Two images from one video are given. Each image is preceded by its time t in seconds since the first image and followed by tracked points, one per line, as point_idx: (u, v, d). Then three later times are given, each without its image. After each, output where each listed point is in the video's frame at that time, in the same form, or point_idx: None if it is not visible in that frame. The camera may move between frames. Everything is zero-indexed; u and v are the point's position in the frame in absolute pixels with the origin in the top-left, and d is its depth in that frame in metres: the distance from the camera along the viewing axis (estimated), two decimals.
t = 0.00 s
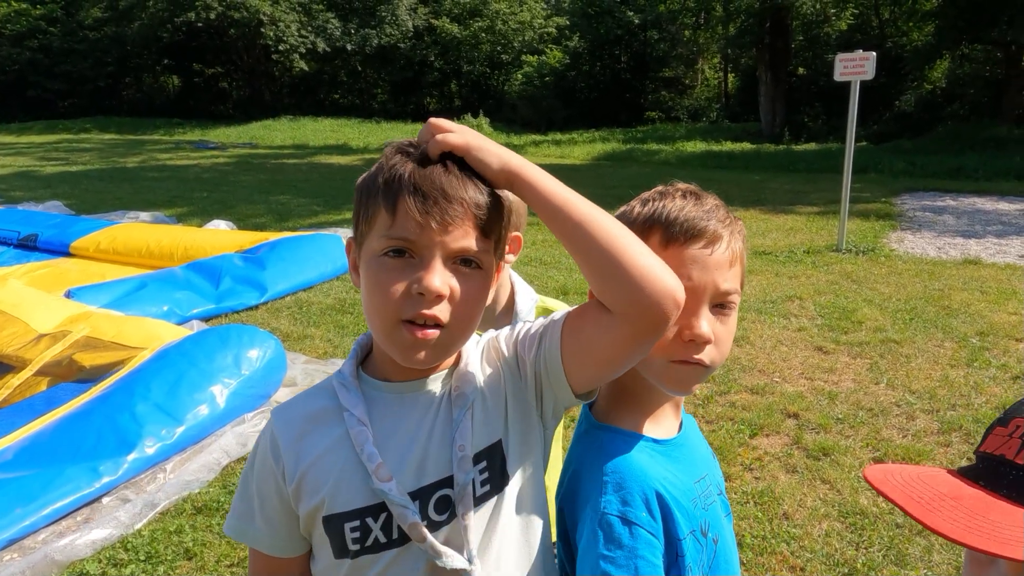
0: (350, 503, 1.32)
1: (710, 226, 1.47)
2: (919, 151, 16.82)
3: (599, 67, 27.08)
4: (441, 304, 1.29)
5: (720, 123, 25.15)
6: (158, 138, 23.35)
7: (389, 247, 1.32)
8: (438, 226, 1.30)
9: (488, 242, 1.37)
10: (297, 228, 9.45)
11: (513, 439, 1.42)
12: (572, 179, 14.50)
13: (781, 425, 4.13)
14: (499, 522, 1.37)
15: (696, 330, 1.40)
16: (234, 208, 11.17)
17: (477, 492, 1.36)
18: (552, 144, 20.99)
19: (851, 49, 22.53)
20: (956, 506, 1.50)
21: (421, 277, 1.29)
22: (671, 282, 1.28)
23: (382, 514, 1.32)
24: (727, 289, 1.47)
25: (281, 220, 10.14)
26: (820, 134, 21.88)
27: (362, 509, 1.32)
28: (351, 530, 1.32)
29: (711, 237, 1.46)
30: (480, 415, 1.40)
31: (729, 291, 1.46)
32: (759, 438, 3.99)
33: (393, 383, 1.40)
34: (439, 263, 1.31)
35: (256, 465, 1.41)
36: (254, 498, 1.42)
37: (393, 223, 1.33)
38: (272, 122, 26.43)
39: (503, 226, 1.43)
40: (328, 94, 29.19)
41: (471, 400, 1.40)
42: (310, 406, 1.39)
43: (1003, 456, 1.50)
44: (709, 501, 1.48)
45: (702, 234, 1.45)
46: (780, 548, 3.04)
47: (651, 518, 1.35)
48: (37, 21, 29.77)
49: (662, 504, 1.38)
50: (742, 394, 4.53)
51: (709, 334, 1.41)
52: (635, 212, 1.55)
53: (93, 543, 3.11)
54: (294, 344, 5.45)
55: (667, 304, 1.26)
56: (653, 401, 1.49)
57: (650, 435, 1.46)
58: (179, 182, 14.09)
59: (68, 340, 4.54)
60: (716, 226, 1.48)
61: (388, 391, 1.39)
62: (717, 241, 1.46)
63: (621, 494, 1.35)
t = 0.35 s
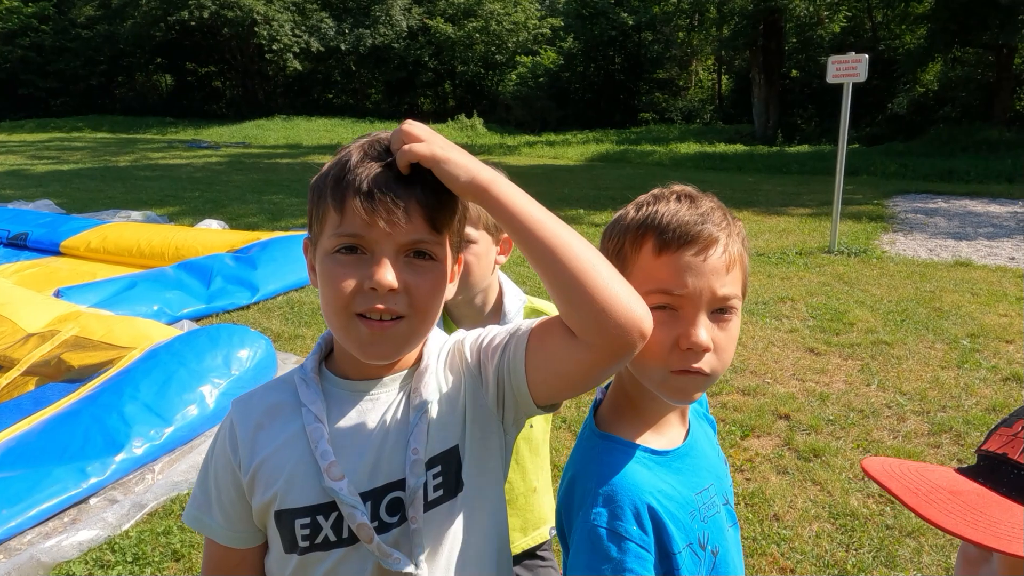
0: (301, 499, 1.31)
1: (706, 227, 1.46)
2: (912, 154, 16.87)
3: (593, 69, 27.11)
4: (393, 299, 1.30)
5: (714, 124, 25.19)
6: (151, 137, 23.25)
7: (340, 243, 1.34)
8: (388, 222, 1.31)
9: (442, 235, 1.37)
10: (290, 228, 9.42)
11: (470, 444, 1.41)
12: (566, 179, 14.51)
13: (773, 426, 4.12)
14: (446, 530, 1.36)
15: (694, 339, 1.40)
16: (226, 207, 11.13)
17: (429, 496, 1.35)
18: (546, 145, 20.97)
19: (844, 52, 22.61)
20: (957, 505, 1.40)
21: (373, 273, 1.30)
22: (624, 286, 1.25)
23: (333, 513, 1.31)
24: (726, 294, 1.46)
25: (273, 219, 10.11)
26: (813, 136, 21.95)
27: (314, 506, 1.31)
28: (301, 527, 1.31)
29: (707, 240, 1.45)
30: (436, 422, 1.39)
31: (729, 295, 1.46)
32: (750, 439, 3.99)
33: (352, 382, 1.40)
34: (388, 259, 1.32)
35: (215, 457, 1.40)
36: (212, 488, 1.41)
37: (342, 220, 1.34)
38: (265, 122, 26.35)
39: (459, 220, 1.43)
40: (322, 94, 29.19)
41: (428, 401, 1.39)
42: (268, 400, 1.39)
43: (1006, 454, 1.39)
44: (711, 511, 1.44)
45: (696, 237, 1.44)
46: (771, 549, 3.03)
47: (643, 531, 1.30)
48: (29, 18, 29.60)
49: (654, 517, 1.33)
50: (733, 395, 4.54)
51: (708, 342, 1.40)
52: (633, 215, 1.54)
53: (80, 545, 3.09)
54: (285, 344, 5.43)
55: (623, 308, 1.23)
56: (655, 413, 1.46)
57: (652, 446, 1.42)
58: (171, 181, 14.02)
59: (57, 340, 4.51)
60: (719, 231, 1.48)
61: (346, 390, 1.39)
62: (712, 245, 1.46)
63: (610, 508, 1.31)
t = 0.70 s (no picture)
0: (274, 484, 1.34)
1: (679, 230, 1.45)
2: (903, 156, 16.98)
3: (587, 70, 27.14)
4: (363, 305, 1.33)
5: (707, 126, 25.28)
6: (143, 136, 23.19)
7: (313, 249, 1.36)
8: (362, 231, 1.34)
9: (413, 243, 1.39)
10: (280, 228, 9.43)
11: (438, 436, 1.43)
12: (559, 181, 14.54)
13: (756, 427, 4.16)
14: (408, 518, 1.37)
15: (664, 342, 1.39)
16: (217, 207, 11.12)
17: (395, 483, 1.38)
18: (538, 146, 21.03)
19: (836, 54, 22.71)
20: (886, 488, 1.38)
21: (344, 281, 1.33)
22: (590, 302, 1.25)
23: (301, 497, 1.34)
24: (697, 295, 1.44)
25: (264, 219, 10.11)
26: (804, 138, 22.05)
27: (285, 491, 1.34)
28: (271, 511, 1.35)
29: (679, 243, 1.44)
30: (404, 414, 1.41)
31: (700, 296, 1.44)
32: (733, 439, 4.02)
33: (325, 373, 1.42)
34: (359, 268, 1.34)
35: (193, 445, 1.43)
36: (192, 475, 1.43)
37: (317, 227, 1.36)
38: (258, 121, 26.34)
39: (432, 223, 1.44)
40: (315, 94, 29.19)
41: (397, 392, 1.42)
42: (244, 393, 1.42)
43: (937, 444, 1.38)
44: (680, 523, 1.44)
45: (669, 240, 1.44)
46: (750, 548, 3.07)
47: (604, 539, 1.31)
48: (20, 16, 29.45)
49: (618, 524, 1.32)
50: (718, 396, 4.57)
51: (679, 346, 1.40)
52: (609, 217, 1.54)
53: (63, 544, 3.10)
54: (274, 344, 5.45)
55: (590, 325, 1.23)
56: (629, 417, 1.47)
57: (625, 453, 1.43)
58: (162, 181, 13.99)
59: (44, 339, 4.51)
60: (692, 234, 1.47)
61: (318, 379, 1.42)
62: (684, 246, 1.44)
63: (574, 513, 1.32)
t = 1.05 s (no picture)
0: (292, 450, 1.38)
1: (670, 203, 1.47)
2: (895, 158, 17.05)
3: (582, 72, 27.17)
4: (373, 279, 1.37)
5: (701, 128, 25.36)
6: (137, 137, 23.17)
7: (326, 225, 1.40)
8: (370, 206, 1.37)
9: (422, 219, 1.42)
10: (275, 227, 9.45)
11: (447, 406, 1.46)
12: (553, 181, 14.57)
13: (748, 420, 4.20)
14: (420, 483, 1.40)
15: (651, 309, 1.41)
16: (211, 206, 11.12)
17: (408, 450, 1.40)
18: (533, 148, 21.07)
19: (829, 56, 22.79)
20: (855, 433, 1.29)
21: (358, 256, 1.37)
22: (584, 278, 1.27)
23: (318, 463, 1.38)
24: (687, 265, 1.46)
25: (258, 218, 10.13)
26: (798, 140, 22.13)
27: (302, 457, 1.37)
28: (289, 476, 1.38)
29: (670, 214, 1.46)
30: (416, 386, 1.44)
31: (689, 267, 1.46)
32: (725, 432, 4.06)
33: (340, 345, 1.46)
34: (370, 244, 1.38)
35: (215, 416, 1.47)
36: (213, 447, 1.47)
37: (328, 203, 1.39)
38: (252, 122, 26.31)
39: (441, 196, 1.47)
40: (309, 96, 29.17)
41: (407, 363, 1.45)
42: (264, 363, 1.46)
43: (905, 394, 1.30)
44: (653, 495, 1.46)
45: (661, 211, 1.46)
46: (741, 537, 3.10)
47: (592, 500, 1.32)
48: (14, 17, 29.40)
49: (606, 488, 1.35)
50: (710, 391, 4.61)
51: (664, 312, 1.41)
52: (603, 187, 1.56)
53: (58, 534, 3.11)
54: (269, 340, 5.47)
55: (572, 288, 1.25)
56: (614, 387, 1.48)
57: (611, 421, 1.45)
58: (157, 181, 13.97)
59: (39, 335, 4.53)
60: (682, 205, 1.49)
61: (335, 352, 1.45)
62: (676, 218, 1.47)
63: (564, 470, 1.33)
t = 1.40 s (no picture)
0: (290, 456, 1.40)
1: (662, 215, 1.49)
2: (889, 161, 17.13)
3: (578, 74, 27.22)
4: (356, 279, 1.38)
5: (697, 131, 25.44)
6: (133, 138, 23.15)
7: (307, 229, 1.43)
8: (349, 206, 1.39)
9: (404, 219, 1.43)
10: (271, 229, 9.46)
11: (445, 416, 1.45)
12: (549, 184, 14.60)
13: (741, 422, 4.22)
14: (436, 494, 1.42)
15: (633, 315, 1.41)
16: (207, 208, 11.13)
17: (403, 460, 1.41)
18: (529, 150, 21.12)
19: (824, 60, 22.83)
20: (867, 438, 1.29)
21: (335, 256, 1.39)
22: (578, 290, 1.26)
23: (314, 470, 1.40)
24: (672, 278, 1.48)
25: (254, 220, 10.13)
26: (793, 143, 22.19)
27: (299, 463, 1.40)
28: (285, 482, 1.41)
29: (660, 226, 1.48)
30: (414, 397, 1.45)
31: (673, 279, 1.47)
32: (718, 434, 4.08)
33: (338, 352, 1.48)
34: (348, 244, 1.40)
35: (217, 420, 1.50)
36: (216, 450, 1.50)
37: (309, 208, 1.42)
38: (248, 124, 26.31)
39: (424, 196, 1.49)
40: (306, 97, 29.10)
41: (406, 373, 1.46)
42: (266, 368, 1.49)
43: (902, 398, 1.32)
44: (619, 497, 1.46)
45: (652, 221, 1.48)
46: (733, 539, 3.12)
47: (553, 498, 1.34)
48: (9, 18, 29.33)
49: (568, 486, 1.36)
50: (704, 393, 4.63)
51: (646, 321, 1.42)
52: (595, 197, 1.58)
53: (53, 535, 3.12)
54: (264, 342, 5.48)
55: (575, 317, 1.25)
56: (594, 394, 1.49)
57: (585, 423, 1.46)
58: (152, 182, 13.96)
59: (34, 336, 4.54)
60: (669, 217, 1.51)
61: (331, 358, 1.47)
62: (667, 233, 1.49)
63: (527, 470, 1.35)
